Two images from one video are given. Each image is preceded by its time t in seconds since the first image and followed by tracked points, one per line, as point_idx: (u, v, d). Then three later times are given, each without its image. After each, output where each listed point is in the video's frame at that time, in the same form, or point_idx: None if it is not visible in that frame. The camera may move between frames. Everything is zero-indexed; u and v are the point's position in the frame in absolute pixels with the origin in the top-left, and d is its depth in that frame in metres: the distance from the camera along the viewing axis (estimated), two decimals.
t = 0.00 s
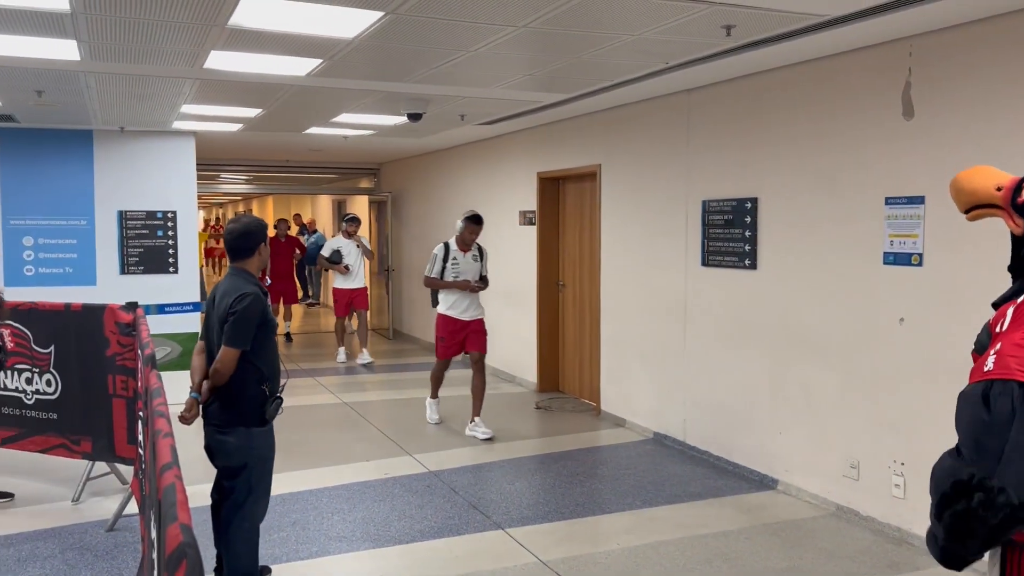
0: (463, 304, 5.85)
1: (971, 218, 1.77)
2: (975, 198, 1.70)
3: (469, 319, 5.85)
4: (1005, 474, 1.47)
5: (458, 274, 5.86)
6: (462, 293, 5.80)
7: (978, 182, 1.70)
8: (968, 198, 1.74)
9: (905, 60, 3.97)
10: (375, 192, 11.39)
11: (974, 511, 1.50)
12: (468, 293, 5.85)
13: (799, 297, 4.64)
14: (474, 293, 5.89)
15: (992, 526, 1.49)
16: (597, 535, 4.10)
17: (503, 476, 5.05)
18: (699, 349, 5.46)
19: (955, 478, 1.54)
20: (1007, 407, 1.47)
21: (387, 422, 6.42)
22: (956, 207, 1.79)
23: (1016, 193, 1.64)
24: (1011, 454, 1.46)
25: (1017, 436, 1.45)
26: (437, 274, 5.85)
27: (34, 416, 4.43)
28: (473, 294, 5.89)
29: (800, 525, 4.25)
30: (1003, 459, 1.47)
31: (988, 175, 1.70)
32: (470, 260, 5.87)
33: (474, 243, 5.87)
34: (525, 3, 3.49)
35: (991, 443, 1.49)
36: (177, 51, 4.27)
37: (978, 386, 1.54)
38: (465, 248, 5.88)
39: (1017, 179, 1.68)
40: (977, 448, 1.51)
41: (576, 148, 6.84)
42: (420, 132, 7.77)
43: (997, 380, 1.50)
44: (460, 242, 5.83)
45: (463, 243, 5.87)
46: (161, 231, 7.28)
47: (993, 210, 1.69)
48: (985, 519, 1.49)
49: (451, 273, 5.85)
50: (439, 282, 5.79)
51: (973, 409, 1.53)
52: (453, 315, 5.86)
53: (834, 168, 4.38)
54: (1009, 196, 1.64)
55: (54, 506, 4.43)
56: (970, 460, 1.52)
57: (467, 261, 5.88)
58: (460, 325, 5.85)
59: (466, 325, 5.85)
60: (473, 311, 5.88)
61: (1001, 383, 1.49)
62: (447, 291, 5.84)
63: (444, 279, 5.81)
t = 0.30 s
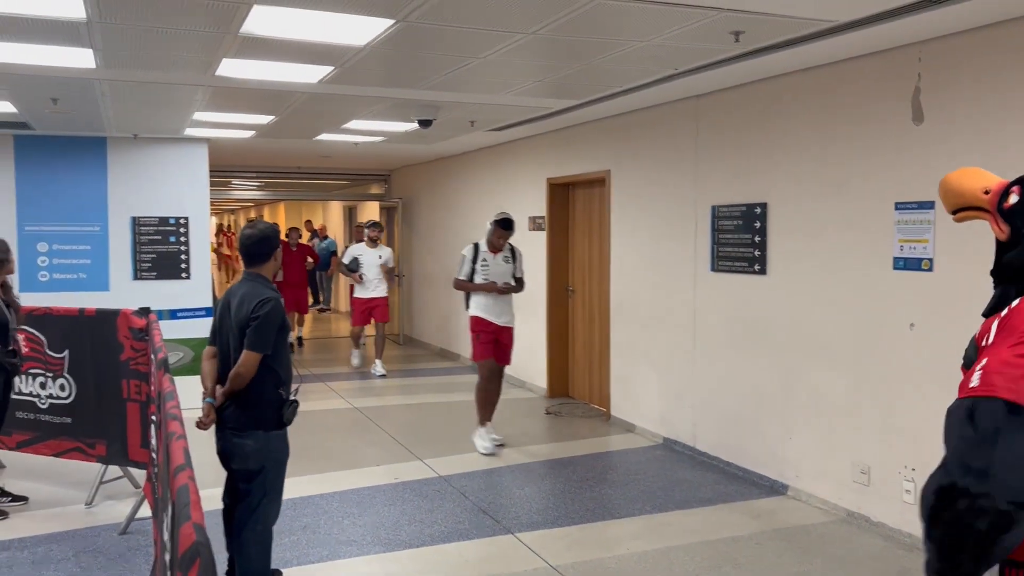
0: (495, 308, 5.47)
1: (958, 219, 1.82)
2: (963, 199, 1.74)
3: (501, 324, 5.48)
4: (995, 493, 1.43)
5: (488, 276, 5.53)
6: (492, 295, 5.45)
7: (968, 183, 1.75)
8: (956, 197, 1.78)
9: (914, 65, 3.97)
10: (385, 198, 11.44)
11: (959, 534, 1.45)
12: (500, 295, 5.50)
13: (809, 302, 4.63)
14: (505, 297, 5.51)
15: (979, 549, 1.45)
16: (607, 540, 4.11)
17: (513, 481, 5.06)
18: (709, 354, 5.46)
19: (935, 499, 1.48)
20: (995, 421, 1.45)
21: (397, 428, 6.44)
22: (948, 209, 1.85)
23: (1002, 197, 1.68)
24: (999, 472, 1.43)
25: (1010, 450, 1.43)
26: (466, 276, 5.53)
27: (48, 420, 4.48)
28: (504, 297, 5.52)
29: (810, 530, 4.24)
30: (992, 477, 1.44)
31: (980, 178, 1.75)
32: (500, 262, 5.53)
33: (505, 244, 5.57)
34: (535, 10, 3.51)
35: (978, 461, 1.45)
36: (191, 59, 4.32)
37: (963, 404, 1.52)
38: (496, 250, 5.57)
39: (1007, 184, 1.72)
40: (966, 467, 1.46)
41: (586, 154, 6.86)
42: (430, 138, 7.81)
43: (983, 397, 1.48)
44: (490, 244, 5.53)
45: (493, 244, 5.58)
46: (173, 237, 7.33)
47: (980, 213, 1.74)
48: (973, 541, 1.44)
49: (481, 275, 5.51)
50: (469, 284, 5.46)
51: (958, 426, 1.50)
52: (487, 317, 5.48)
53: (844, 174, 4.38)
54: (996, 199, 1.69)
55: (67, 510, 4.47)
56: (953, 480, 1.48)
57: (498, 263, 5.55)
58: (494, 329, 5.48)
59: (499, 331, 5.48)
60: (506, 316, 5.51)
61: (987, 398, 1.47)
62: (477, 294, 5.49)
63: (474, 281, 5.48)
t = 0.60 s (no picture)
0: (513, 318, 5.21)
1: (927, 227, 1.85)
2: (930, 211, 1.77)
3: (519, 335, 5.22)
4: (969, 495, 1.51)
5: (503, 286, 5.26)
6: (509, 306, 5.19)
7: (933, 195, 1.78)
8: (921, 208, 1.81)
9: (904, 66, 3.99)
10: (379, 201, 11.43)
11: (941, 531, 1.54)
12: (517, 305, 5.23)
13: (800, 302, 4.64)
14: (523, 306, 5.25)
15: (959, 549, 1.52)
16: (599, 542, 4.10)
17: (506, 483, 5.05)
18: (701, 355, 5.46)
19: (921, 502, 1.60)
20: (959, 428, 1.54)
21: (389, 430, 6.42)
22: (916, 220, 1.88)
23: (966, 210, 1.71)
24: (968, 473, 1.52)
25: (975, 454, 1.50)
26: (480, 288, 5.27)
27: (38, 422, 4.46)
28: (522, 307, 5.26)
29: (802, 531, 4.24)
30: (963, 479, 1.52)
31: (943, 190, 1.77)
32: (514, 270, 5.27)
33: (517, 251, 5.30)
34: (524, 11, 3.52)
35: (948, 464, 1.55)
36: (181, 59, 4.30)
37: (934, 414, 1.61)
38: (508, 258, 5.31)
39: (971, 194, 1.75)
40: (938, 469, 1.57)
41: (578, 155, 6.86)
42: (423, 140, 7.81)
43: (949, 404, 1.57)
44: (502, 251, 5.26)
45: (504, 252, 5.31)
46: (165, 240, 7.31)
47: (947, 224, 1.77)
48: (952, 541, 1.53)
49: (497, 285, 5.26)
50: (483, 296, 5.22)
51: (936, 438, 1.58)
52: (504, 328, 5.20)
53: (835, 175, 4.40)
54: (960, 211, 1.72)
55: (57, 513, 4.45)
56: (930, 484, 1.59)
57: (512, 271, 5.29)
58: (511, 340, 5.21)
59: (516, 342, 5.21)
60: (523, 327, 5.25)
61: (953, 406, 1.56)
62: (493, 305, 5.23)
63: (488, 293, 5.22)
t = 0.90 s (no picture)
0: (513, 325, 5.02)
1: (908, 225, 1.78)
2: (908, 207, 1.71)
3: (520, 341, 5.04)
4: (938, 489, 1.36)
5: (505, 289, 5.10)
6: (513, 311, 5.02)
7: (913, 191, 1.72)
8: (902, 205, 1.74)
9: (873, 68, 4.02)
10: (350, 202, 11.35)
11: (911, 529, 1.38)
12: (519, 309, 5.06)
13: (772, 304, 4.66)
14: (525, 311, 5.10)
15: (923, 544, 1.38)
16: (573, 545, 4.08)
17: (479, 486, 5.01)
18: (674, 356, 5.46)
19: (886, 497, 1.42)
20: (936, 424, 1.37)
21: (361, 433, 6.36)
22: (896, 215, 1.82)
23: (944, 206, 1.65)
24: (941, 471, 1.36)
25: (948, 449, 1.35)
26: (481, 289, 5.07)
27: None
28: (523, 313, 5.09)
29: (775, 531, 4.25)
30: (933, 478, 1.37)
31: (921, 185, 1.71)
32: (519, 273, 5.12)
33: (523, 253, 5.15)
34: (496, 11, 3.49)
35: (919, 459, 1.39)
36: (146, 57, 4.21)
37: (906, 405, 1.44)
38: (512, 259, 5.15)
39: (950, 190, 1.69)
40: (907, 463, 1.41)
41: (551, 156, 6.84)
42: (394, 141, 7.75)
43: (925, 397, 1.40)
44: (508, 252, 5.09)
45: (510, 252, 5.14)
46: (131, 241, 7.19)
47: (925, 220, 1.71)
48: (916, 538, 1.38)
49: (500, 288, 5.09)
50: (484, 299, 5.03)
51: (905, 429, 1.41)
52: (505, 333, 5.02)
53: (806, 177, 4.42)
54: (939, 209, 1.65)
55: (18, 522, 4.34)
56: (894, 477, 1.42)
57: (516, 274, 5.13)
58: (511, 348, 5.03)
59: (517, 349, 5.04)
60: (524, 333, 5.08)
61: (928, 401, 1.39)
62: (493, 309, 5.04)
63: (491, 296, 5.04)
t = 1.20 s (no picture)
0: (533, 326, 4.67)
1: (906, 213, 1.83)
2: (907, 194, 1.76)
3: (541, 345, 4.67)
4: (944, 468, 1.40)
5: (525, 288, 4.74)
6: (531, 312, 4.66)
7: (913, 178, 1.76)
8: (900, 192, 1.79)
9: (852, 67, 4.03)
10: (329, 202, 11.26)
11: (921, 507, 1.44)
12: (540, 311, 4.70)
13: (751, 302, 4.67)
14: (546, 313, 4.73)
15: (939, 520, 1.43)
16: (555, 545, 4.05)
17: (460, 488, 4.98)
18: (654, 355, 5.46)
19: (895, 477, 1.48)
20: (939, 401, 1.41)
21: (340, 435, 6.30)
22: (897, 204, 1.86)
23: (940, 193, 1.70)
24: (946, 446, 1.40)
25: (951, 428, 1.39)
26: (498, 288, 4.73)
27: None
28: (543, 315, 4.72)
29: (757, 530, 4.25)
30: (941, 453, 1.41)
31: (920, 173, 1.76)
32: (540, 271, 4.76)
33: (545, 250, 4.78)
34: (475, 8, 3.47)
35: (925, 437, 1.43)
36: (119, 54, 4.14)
37: (906, 384, 1.48)
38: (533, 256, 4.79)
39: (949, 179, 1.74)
40: (914, 442, 1.45)
41: (531, 156, 6.82)
42: (373, 140, 7.69)
43: (926, 374, 1.44)
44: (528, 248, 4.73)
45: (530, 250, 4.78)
46: (105, 242, 7.08)
47: (924, 207, 1.75)
48: (928, 515, 1.43)
49: (518, 287, 4.73)
50: (502, 297, 4.69)
51: (909, 411, 1.45)
52: (524, 335, 4.66)
53: (785, 175, 4.43)
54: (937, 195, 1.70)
55: None
56: (904, 455, 1.47)
57: (537, 273, 4.78)
58: (532, 353, 4.67)
59: (539, 354, 4.67)
60: (545, 337, 4.71)
61: (930, 377, 1.43)
62: (512, 309, 4.70)
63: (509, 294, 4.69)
